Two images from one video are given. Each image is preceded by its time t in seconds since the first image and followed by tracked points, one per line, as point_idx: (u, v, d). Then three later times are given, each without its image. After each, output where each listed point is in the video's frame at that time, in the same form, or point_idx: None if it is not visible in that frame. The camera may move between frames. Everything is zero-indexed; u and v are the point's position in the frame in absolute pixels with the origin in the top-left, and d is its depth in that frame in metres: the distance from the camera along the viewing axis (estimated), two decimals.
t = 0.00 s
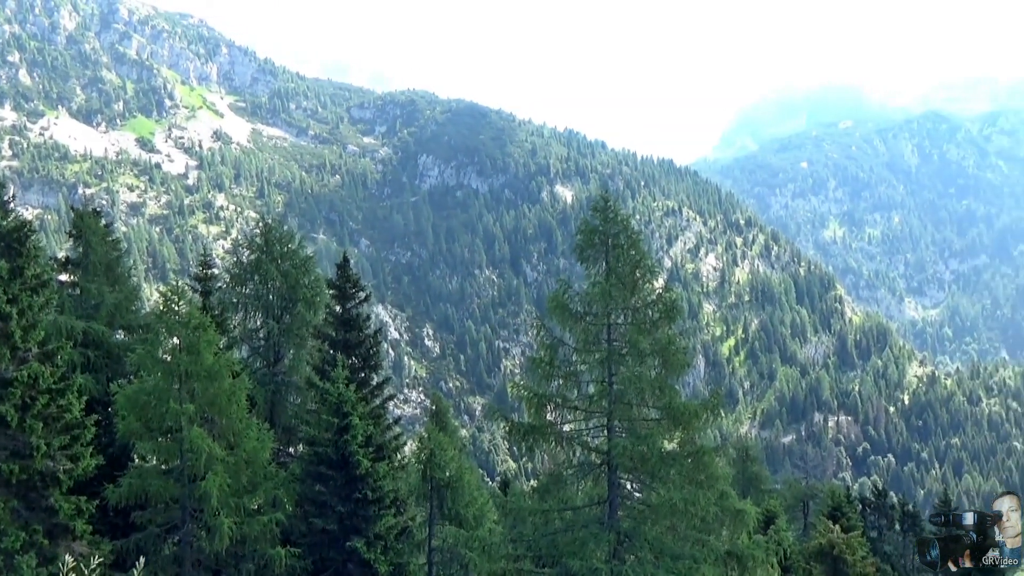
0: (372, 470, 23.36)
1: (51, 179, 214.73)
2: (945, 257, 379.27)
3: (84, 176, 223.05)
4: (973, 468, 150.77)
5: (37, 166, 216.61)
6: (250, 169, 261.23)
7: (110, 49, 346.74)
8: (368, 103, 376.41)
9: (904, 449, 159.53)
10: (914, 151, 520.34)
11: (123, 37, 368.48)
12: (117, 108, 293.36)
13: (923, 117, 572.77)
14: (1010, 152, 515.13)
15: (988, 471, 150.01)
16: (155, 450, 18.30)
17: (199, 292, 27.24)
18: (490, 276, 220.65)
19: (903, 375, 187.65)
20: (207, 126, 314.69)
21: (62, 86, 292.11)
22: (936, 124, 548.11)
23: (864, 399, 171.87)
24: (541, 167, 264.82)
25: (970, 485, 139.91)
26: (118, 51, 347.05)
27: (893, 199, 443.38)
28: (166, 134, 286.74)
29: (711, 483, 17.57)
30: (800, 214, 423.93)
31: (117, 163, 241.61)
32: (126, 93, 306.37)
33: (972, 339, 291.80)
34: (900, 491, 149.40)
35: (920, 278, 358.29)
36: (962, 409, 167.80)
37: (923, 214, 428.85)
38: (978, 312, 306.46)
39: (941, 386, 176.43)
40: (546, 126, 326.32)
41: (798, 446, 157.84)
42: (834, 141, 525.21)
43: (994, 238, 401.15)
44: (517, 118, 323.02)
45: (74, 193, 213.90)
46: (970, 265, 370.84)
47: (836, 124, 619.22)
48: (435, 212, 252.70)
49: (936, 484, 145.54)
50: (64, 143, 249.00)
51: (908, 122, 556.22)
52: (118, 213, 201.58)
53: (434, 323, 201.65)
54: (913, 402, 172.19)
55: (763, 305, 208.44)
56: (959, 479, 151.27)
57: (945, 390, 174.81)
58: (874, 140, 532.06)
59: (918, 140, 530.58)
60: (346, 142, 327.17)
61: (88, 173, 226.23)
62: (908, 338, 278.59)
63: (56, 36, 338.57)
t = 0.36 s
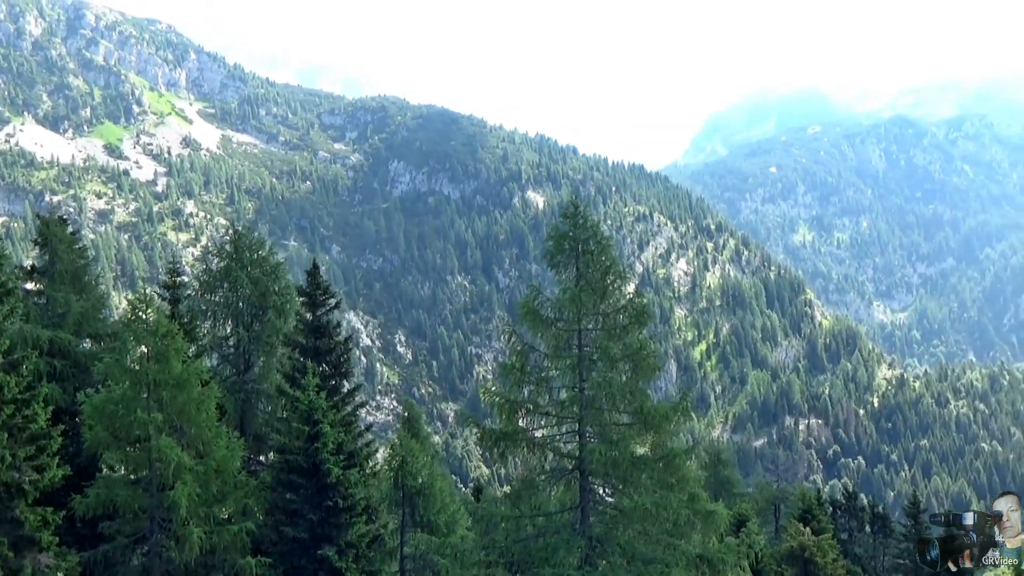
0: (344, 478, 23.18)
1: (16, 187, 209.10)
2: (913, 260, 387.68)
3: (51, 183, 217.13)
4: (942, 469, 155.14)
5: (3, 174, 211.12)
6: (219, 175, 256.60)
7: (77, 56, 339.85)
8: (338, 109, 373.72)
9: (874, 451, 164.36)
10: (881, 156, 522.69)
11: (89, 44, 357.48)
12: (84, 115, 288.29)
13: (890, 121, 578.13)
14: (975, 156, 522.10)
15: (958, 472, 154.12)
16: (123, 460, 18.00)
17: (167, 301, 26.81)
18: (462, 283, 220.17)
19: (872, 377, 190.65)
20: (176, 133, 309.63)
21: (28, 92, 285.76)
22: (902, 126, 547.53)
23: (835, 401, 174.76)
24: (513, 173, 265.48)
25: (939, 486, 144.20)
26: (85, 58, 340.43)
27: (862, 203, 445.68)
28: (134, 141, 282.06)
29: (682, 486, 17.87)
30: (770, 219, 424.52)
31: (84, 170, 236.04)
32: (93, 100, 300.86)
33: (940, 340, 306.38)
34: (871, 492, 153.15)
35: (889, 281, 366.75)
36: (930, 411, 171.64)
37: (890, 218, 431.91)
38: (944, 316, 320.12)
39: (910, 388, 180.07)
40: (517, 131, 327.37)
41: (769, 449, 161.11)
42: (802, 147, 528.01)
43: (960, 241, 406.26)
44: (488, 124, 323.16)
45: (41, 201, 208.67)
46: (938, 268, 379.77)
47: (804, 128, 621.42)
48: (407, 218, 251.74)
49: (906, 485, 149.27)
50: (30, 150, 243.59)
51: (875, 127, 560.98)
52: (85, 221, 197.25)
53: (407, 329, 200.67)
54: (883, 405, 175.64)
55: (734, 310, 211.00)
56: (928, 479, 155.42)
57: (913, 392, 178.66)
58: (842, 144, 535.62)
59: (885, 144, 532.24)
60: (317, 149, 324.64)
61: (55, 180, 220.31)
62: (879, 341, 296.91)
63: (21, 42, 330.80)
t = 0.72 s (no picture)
0: (312, 485, 22.98)
1: None
2: (880, 266, 394.87)
3: (15, 188, 211.51)
4: (908, 474, 158.85)
5: None
6: (188, 180, 251.98)
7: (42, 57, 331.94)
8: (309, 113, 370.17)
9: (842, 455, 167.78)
10: (849, 162, 521.50)
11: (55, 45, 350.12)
12: (50, 118, 281.88)
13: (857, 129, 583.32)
14: (940, 164, 528.85)
15: (924, 477, 157.78)
16: (88, 468, 17.68)
17: (132, 306, 26.37)
18: (433, 289, 219.28)
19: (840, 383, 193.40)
20: (144, 136, 304.21)
21: None
22: (869, 134, 547.68)
23: (803, 406, 177.83)
24: (484, 179, 265.64)
25: (905, 491, 147.81)
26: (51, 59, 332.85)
27: (830, 209, 446.98)
28: (102, 144, 276.45)
29: (651, 491, 18.17)
30: (740, 225, 423.22)
31: (50, 173, 230.27)
32: (58, 102, 294.05)
33: (906, 346, 313.77)
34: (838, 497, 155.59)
35: (857, 287, 374.10)
36: (897, 416, 174.74)
37: (858, 224, 435.19)
38: (910, 323, 327.97)
39: (877, 394, 183.61)
40: (488, 137, 327.68)
41: (738, 454, 163.12)
42: (771, 153, 528.53)
43: (926, 248, 411.10)
44: (459, 129, 322.51)
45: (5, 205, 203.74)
46: (904, 274, 386.95)
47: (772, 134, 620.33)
48: (378, 223, 250.08)
49: (873, 490, 152.50)
50: None
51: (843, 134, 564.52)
52: (50, 225, 192.19)
53: (377, 335, 199.25)
54: (850, 410, 179.11)
55: (703, 315, 213.45)
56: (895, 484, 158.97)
57: (880, 398, 182.02)
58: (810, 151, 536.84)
59: (852, 151, 531.82)
60: (286, 153, 321.11)
61: (20, 184, 214.47)
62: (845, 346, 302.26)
63: None
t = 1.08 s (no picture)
0: (282, 493, 22.68)
1: None
2: (849, 271, 401.69)
3: None
4: (877, 477, 161.75)
5: None
6: (157, 186, 247.72)
7: (8, 62, 321.68)
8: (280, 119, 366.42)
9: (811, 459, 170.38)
10: (819, 169, 525.67)
11: (23, 50, 342.87)
12: (16, 123, 275.41)
13: (826, 136, 588.43)
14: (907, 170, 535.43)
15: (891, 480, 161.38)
16: (53, 476, 17.21)
17: (100, 312, 25.84)
18: (404, 294, 217.81)
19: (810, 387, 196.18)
20: (111, 142, 298.81)
21: None
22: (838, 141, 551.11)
23: (773, 410, 180.35)
24: (455, 184, 265.60)
25: (874, 494, 150.86)
26: (17, 63, 324.88)
27: (799, 215, 448.91)
28: (69, 150, 270.73)
29: (622, 498, 18.44)
30: (711, 230, 423.47)
31: (15, 179, 224.72)
32: (24, 107, 287.40)
33: (874, 351, 320.11)
34: (808, 500, 158.22)
35: (826, 292, 379.94)
36: (866, 420, 177.72)
37: (827, 229, 440.23)
38: (879, 327, 334.51)
39: (846, 398, 186.65)
40: (460, 142, 327.51)
41: (710, 458, 165.08)
42: (742, 159, 529.76)
43: (894, 253, 416.75)
44: (431, 135, 321.74)
45: None
46: (872, 280, 393.67)
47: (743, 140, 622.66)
48: (349, 229, 248.30)
49: (843, 494, 155.38)
50: None
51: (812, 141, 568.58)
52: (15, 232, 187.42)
53: (348, 341, 197.87)
54: (820, 414, 182.13)
55: (675, 321, 215.69)
56: (864, 488, 162.11)
57: (850, 401, 184.70)
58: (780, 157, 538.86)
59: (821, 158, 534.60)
60: (257, 158, 317.43)
61: None
62: (816, 351, 308.02)
63: None
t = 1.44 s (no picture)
0: (257, 497, 22.50)
1: None
2: (822, 273, 405.36)
3: None
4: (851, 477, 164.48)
5: None
6: (129, 189, 243.31)
7: None
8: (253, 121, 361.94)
9: (786, 459, 172.50)
10: (792, 170, 523.29)
11: None
12: None
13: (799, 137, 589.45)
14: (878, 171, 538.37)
15: (865, 479, 164.40)
16: (23, 483, 16.92)
17: (70, 316, 25.53)
18: (380, 296, 216.32)
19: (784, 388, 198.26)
20: (83, 145, 288.52)
21: None
22: (810, 144, 551.59)
23: (748, 411, 182.22)
24: (430, 187, 264.69)
25: (847, 494, 153.54)
26: None
27: (773, 217, 449.80)
28: (39, 152, 264.74)
29: (598, 499, 18.57)
30: (685, 232, 424.29)
31: None
32: None
33: (847, 351, 325.12)
34: (783, 500, 160.48)
35: (799, 293, 384.02)
36: (840, 420, 180.60)
37: (800, 231, 443.18)
38: (852, 328, 339.77)
39: (820, 398, 189.12)
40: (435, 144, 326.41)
41: (685, 460, 166.58)
42: (716, 161, 529.67)
43: (867, 254, 420.51)
44: (406, 137, 320.16)
45: None
46: (845, 281, 398.73)
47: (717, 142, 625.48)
48: (324, 232, 246.30)
49: (816, 494, 157.71)
50: None
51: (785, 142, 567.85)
52: None
53: (323, 344, 196.17)
54: (794, 415, 184.39)
55: (650, 323, 217.10)
56: (838, 487, 164.83)
57: (824, 402, 187.21)
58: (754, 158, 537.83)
59: (795, 160, 533.17)
60: (230, 160, 313.42)
61: None
62: (790, 352, 313.04)
63: None
